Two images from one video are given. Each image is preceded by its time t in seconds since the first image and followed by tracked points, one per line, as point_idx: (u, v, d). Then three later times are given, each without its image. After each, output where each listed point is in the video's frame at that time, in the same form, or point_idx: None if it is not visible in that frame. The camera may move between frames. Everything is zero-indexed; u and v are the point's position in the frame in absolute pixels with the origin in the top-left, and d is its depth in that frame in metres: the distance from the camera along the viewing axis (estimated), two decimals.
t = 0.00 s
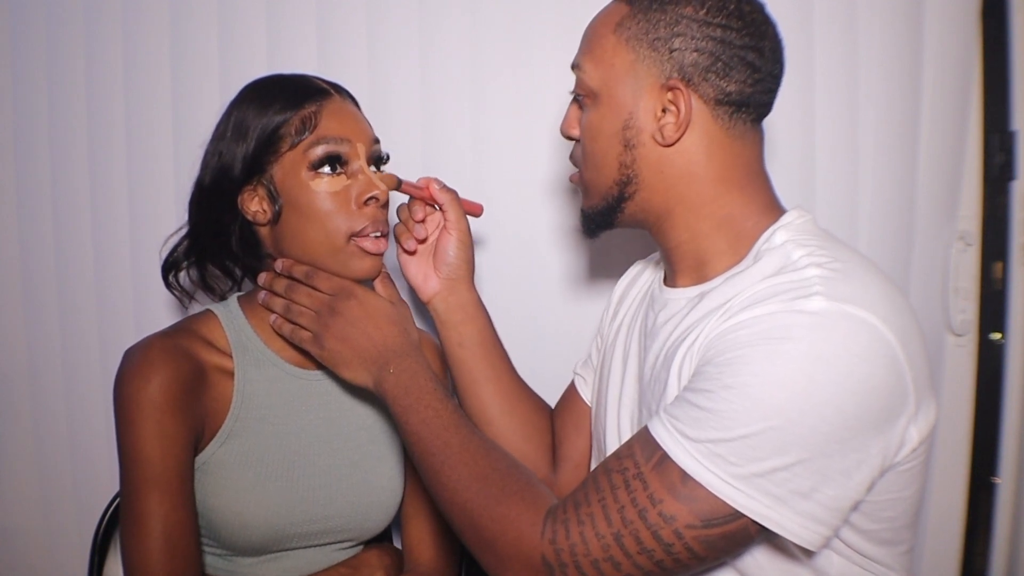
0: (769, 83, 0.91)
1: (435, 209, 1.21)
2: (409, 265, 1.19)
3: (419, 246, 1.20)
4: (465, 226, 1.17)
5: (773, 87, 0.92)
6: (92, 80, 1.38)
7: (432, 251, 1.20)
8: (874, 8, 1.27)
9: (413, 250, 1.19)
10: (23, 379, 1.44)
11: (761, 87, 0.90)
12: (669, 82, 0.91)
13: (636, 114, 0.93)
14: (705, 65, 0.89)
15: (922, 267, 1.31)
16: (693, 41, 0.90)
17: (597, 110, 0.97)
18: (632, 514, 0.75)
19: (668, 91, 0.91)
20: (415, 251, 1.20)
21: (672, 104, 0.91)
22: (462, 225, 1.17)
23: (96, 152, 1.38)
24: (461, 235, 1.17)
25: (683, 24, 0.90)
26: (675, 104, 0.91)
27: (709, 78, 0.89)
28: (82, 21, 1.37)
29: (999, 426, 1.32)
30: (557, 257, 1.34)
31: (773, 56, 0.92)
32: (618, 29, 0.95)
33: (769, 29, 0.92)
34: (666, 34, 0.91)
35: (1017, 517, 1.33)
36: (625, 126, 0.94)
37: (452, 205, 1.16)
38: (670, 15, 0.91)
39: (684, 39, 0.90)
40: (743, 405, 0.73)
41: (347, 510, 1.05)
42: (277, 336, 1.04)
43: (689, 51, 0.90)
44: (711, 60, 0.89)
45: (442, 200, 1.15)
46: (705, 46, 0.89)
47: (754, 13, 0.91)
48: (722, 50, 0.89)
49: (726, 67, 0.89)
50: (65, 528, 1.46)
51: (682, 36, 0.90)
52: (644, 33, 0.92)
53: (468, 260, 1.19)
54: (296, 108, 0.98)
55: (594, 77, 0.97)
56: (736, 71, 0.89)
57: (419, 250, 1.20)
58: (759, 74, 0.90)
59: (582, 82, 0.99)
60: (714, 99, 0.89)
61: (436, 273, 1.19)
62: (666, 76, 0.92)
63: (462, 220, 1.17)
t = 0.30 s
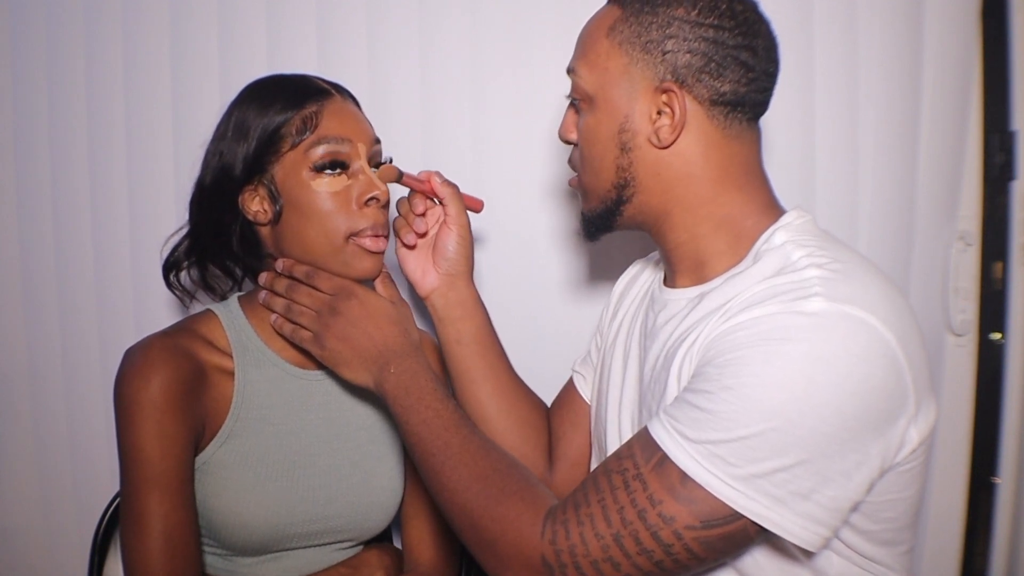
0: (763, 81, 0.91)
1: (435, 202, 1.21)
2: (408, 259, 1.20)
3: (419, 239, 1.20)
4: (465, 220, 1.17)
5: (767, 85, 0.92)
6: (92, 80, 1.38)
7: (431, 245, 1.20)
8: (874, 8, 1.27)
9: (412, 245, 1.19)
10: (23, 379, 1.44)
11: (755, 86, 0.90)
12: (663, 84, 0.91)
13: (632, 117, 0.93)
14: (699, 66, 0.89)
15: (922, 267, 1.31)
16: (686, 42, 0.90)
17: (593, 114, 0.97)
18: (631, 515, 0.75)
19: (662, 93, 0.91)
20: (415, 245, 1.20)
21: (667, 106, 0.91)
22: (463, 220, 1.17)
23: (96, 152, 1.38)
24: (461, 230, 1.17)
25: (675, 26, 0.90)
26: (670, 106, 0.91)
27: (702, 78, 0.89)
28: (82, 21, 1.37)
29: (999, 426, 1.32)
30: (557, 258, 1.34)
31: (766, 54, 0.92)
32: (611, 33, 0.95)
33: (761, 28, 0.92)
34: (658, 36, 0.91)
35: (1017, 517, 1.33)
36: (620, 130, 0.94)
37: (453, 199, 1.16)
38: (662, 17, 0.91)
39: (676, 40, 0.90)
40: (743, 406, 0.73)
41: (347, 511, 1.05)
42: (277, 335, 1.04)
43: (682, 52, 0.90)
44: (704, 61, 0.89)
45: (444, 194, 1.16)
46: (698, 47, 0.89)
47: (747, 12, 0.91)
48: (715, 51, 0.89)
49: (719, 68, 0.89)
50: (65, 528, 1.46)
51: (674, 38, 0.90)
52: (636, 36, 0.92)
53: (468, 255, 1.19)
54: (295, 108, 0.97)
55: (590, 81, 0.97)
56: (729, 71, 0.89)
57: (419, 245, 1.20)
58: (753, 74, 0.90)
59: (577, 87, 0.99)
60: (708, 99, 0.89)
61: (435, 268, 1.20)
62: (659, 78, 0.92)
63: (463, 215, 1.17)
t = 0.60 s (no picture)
0: (762, 83, 0.91)
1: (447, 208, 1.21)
2: (419, 265, 1.20)
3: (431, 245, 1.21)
4: (479, 227, 1.18)
5: (766, 87, 0.92)
6: (92, 80, 1.38)
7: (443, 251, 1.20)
8: (874, 8, 1.27)
9: (423, 249, 1.20)
10: (23, 379, 1.44)
11: (755, 89, 0.90)
12: (663, 89, 0.91)
13: (631, 121, 0.93)
14: (698, 70, 0.89)
15: (922, 267, 1.31)
16: (684, 46, 0.89)
17: (591, 119, 0.96)
18: (629, 516, 0.75)
19: (662, 99, 0.91)
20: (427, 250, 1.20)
21: (666, 111, 0.91)
22: (476, 227, 1.17)
23: (96, 152, 1.38)
24: (473, 235, 1.17)
25: (674, 30, 0.90)
26: (670, 111, 0.90)
27: (702, 83, 0.89)
28: (82, 21, 1.37)
29: (999, 426, 1.32)
30: (557, 258, 1.34)
31: (765, 56, 0.92)
32: (608, 37, 0.95)
33: (760, 29, 0.92)
34: (656, 41, 0.91)
35: (1017, 517, 1.33)
36: (619, 134, 0.94)
37: (466, 206, 1.16)
38: (660, 21, 0.91)
39: (675, 45, 0.90)
40: (741, 408, 0.73)
41: (347, 511, 1.05)
42: (276, 335, 1.04)
43: (681, 57, 0.90)
44: (703, 65, 0.89)
45: (456, 201, 1.16)
46: (697, 51, 0.89)
47: (745, 14, 0.91)
48: (714, 54, 0.89)
49: (719, 71, 0.89)
50: (65, 528, 1.46)
51: (673, 42, 0.90)
52: (634, 41, 0.92)
53: (479, 261, 1.20)
54: (297, 109, 0.97)
55: (586, 86, 0.96)
56: (729, 75, 0.89)
57: (430, 250, 1.21)
58: (752, 76, 0.90)
59: (573, 90, 0.98)
60: (708, 104, 0.89)
61: (445, 272, 1.20)
62: (659, 84, 0.91)
63: (475, 222, 1.17)
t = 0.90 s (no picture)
0: (763, 82, 0.91)
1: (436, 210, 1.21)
2: (410, 268, 1.19)
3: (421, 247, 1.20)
4: (468, 225, 1.18)
5: (767, 86, 0.92)
6: (92, 80, 1.38)
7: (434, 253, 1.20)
8: (874, 8, 1.27)
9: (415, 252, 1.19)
10: (23, 379, 1.44)
11: (755, 88, 0.90)
12: (662, 88, 0.91)
13: (631, 120, 0.93)
14: (698, 69, 0.89)
15: (922, 267, 1.31)
16: (684, 45, 0.89)
17: (591, 118, 0.96)
18: (630, 517, 0.75)
19: (661, 98, 0.91)
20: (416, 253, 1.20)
21: (666, 110, 0.91)
22: (466, 226, 1.18)
23: (96, 152, 1.38)
24: (464, 234, 1.18)
25: (674, 29, 0.90)
26: (669, 110, 0.90)
27: (701, 82, 0.89)
28: (82, 21, 1.37)
29: (999, 426, 1.32)
30: (557, 258, 1.34)
31: (765, 55, 0.92)
32: (608, 36, 0.95)
33: (760, 28, 0.91)
34: (656, 40, 0.91)
35: (1017, 517, 1.33)
36: (619, 134, 0.94)
37: (455, 206, 1.16)
38: (660, 20, 0.91)
39: (674, 44, 0.90)
40: (742, 410, 0.73)
41: (348, 511, 1.05)
42: (277, 336, 1.04)
43: (681, 56, 0.90)
44: (702, 64, 0.89)
45: (446, 202, 1.16)
46: (697, 50, 0.89)
47: (745, 13, 0.91)
48: (714, 53, 0.89)
49: (718, 70, 0.89)
50: (65, 528, 1.46)
51: (673, 41, 0.90)
52: (634, 40, 0.92)
53: (471, 262, 1.20)
54: (297, 109, 0.97)
55: (587, 84, 0.96)
56: (728, 74, 0.89)
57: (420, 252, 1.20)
58: (752, 76, 0.90)
59: (574, 90, 0.98)
60: (708, 103, 0.89)
61: (438, 274, 1.20)
62: (658, 83, 0.91)
63: (465, 221, 1.18)
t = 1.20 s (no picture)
0: (760, 81, 0.91)
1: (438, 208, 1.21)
2: (410, 265, 1.20)
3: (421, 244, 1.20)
4: (468, 224, 1.17)
5: (764, 85, 0.92)
6: (92, 80, 1.38)
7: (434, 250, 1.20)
8: (875, 8, 1.27)
9: (415, 248, 1.19)
10: (24, 379, 1.44)
11: (752, 87, 0.90)
12: (659, 88, 0.91)
13: (629, 121, 0.93)
14: (694, 69, 0.89)
15: (922, 267, 1.31)
16: (680, 45, 0.89)
17: (589, 120, 0.96)
18: (629, 516, 0.75)
19: (659, 98, 0.91)
20: (417, 250, 1.20)
21: (663, 110, 0.91)
22: (466, 224, 1.17)
23: (96, 152, 1.38)
24: (464, 232, 1.17)
25: (669, 29, 0.90)
26: (667, 110, 0.91)
27: (698, 81, 0.89)
28: (82, 21, 1.37)
29: (1000, 426, 1.32)
30: (556, 258, 1.34)
31: (762, 54, 0.91)
32: (605, 37, 0.95)
33: (756, 27, 0.91)
34: (652, 40, 0.91)
35: (1017, 517, 1.33)
36: (617, 134, 0.94)
37: (456, 204, 1.16)
38: (655, 20, 0.91)
39: (670, 44, 0.90)
40: (741, 409, 0.73)
41: (348, 511, 1.05)
42: (277, 336, 1.04)
43: (677, 56, 0.90)
44: (699, 64, 0.89)
45: (447, 199, 1.16)
46: (692, 50, 0.89)
47: (741, 13, 0.90)
48: (710, 53, 0.89)
49: (714, 70, 0.89)
50: (65, 528, 1.46)
51: (669, 41, 0.90)
52: (630, 40, 0.92)
53: (471, 260, 1.19)
54: (296, 108, 0.97)
55: (584, 85, 0.96)
56: (724, 73, 0.89)
57: (421, 249, 1.20)
58: (749, 75, 0.89)
59: (573, 91, 0.99)
60: (705, 103, 0.89)
61: (438, 272, 1.19)
62: (655, 83, 0.91)
63: (465, 219, 1.17)
